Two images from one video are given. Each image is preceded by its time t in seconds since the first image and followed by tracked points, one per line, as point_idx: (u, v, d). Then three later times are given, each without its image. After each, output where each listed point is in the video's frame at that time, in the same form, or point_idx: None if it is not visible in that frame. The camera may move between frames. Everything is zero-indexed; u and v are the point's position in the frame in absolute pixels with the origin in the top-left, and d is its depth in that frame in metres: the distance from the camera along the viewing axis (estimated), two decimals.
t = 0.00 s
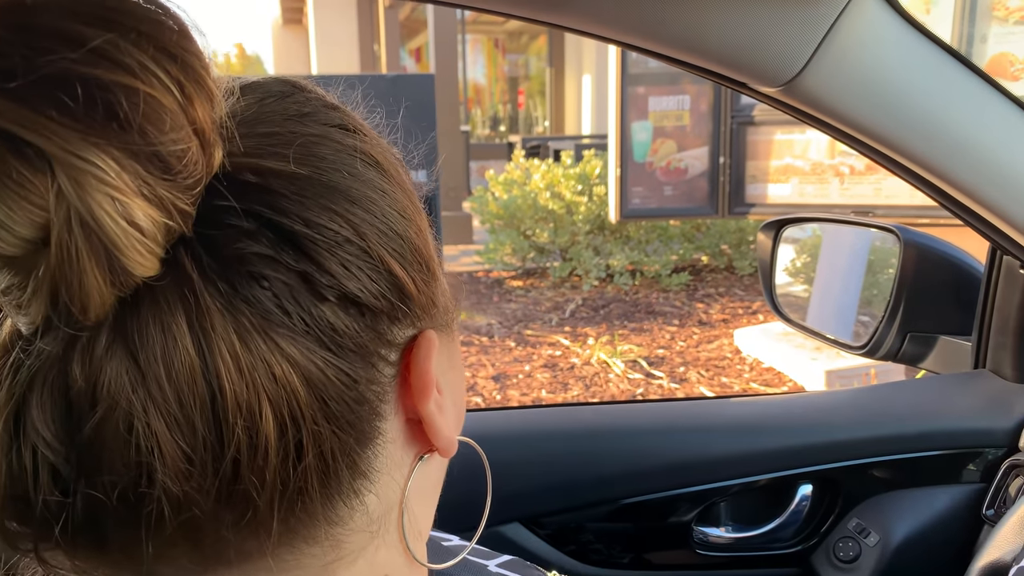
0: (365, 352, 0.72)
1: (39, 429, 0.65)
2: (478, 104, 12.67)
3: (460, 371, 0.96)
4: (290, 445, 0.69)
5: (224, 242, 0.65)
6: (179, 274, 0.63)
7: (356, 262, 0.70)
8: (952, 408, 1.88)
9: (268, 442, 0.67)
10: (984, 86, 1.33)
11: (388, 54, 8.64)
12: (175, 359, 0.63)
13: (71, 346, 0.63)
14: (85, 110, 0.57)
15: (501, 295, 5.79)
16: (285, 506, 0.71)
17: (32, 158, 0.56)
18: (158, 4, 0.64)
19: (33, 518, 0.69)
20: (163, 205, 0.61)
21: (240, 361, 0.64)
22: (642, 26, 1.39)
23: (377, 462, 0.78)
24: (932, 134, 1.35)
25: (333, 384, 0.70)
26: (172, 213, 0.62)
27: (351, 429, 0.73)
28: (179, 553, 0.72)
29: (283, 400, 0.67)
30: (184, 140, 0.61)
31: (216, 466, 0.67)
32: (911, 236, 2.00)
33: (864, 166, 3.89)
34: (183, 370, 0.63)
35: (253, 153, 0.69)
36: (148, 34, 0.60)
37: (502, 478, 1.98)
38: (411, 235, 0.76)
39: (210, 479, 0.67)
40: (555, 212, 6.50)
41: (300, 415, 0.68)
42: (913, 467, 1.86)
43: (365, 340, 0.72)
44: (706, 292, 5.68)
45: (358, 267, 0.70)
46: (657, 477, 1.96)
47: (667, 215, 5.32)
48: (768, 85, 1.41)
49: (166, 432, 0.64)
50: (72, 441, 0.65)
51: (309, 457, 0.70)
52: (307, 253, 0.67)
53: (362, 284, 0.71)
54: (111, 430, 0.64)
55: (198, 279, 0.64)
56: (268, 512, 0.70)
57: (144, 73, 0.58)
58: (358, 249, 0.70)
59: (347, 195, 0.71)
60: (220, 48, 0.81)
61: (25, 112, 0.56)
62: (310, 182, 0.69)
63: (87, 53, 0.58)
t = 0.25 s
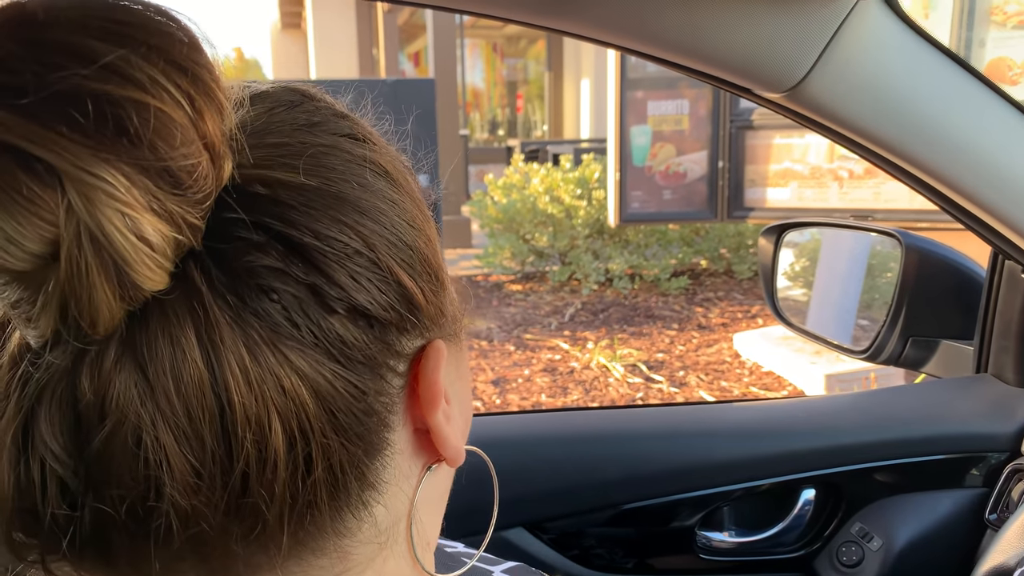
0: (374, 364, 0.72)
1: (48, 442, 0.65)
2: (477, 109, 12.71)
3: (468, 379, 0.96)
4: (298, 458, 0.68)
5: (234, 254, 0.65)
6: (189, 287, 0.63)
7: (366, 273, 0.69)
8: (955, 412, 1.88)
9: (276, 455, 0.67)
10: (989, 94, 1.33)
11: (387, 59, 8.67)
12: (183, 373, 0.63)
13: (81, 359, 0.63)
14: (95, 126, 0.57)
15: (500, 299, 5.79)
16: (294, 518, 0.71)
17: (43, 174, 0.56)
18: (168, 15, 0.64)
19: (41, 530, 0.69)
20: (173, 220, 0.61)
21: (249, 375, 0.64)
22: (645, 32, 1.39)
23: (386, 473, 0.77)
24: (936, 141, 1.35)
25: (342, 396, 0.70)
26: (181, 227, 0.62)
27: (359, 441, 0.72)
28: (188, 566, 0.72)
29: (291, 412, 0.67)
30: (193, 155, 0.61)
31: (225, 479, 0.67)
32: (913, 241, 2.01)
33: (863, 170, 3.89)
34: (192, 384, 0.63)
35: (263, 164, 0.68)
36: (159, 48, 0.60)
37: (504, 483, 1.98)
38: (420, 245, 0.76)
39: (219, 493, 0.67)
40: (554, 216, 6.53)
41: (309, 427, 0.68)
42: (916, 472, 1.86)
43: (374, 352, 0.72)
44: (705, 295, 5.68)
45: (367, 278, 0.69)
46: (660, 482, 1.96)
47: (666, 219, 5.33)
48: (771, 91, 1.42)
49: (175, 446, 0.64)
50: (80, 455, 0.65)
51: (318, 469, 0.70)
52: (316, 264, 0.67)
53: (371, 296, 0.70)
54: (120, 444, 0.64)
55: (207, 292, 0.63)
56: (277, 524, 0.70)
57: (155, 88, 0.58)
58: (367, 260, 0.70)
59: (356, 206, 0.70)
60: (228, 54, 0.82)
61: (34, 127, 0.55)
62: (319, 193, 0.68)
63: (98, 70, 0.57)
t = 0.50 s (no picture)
0: (375, 371, 0.72)
1: (48, 455, 0.65)
2: (475, 112, 12.75)
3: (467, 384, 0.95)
4: (301, 468, 0.68)
5: (234, 264, 0.65)
6: (190, 298, 0.63)
7: (366, 280, 0.69)
8: (954, 415, 1.89)
9: (278, 465, 0.67)
10: (987, 99, 1.34)
11: (385, 63, 8.67)
12: (185, 383, 0.62)
13: (81, 371, 0.63)
14: (96, 139, 0.56)
15: (498, 303, 5.79)
16: (296, 529, 0.70)
17: (42, 189, 0.55)
18: (166, 24, 0.63)
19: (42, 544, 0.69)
20: (173, 232, 0.61)
21: (250, 384, 0.64)
22: (642, 39, 1.37)
23: (388, 481, 0.77)
24: (935, 146, 1.35)
25: (343, 404, 0.69)
26: (181, 238, 0.62)
27: (361, 449, 0.72)
28: None
29: (293, 422, 0.66)
30: (193, 166, 0.60)
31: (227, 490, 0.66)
32: (911, 245, 2.01)
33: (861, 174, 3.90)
34: (193, 395, 0.63)
35: (262, 172, 0.68)
36: (157, 58, 0.59)
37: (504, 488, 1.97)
38: (419, 250, 0.75)
39: (221, 505, 0.66)
40: (552, 219, 6.50)
41: (311, 436, 0.67)
42: (915, 476, 1.86)
43: (375, 360, 0.71)
44: (703, 299, 5.67)
45: (367, 285, 0.69)
46: (659, 486, 1.96)
47: (663, 223, 5.33)
48: (771, 96, 1.41)
49: (176, 458, 0.64)
50: (80, 468, 0.65)
51: (320, 478, 0.69)
52: (317, 272, 0.66)
53: (372, 303, 0.70)
54: (121, 456, 0.64)
55: (208, 302, 0.63)
56: (280, 535, 0.69)
57: (155, 101, 0.58)
58: (367, 266, 0.69)
59: (355, 212, 0.70)
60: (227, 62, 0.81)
61: (35, 142, 0.55)
62: (319, 200, 0.68)
63: (100, 83, 0.57)
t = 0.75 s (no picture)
0: (381, 367, 0.72)
1: (55, 447, 0.65)
2: (472, 115, 12.68)
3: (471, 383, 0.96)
4: (307, 462, 0.68)
5: (242, 258, 0.65)
6: (198, 292, 0.63)
7: (372, 277, 0.70)
8: (952, 416, 1.89)
9: (285, 458, 0.67)
10: (987, 101, 1.35)
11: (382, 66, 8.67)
12: (193, 376, 0.63)
13: (89, 363, 0.63)
14: (109, 130, 0.57)
15: (496, 306, 5.79)
16: (302, 523, 0.70)
17: (57, 179, 0.56)
18: (177, 19, 0.63)
19: (49, 537, 0.69)
20: (184, 224, 0.61)
21: (258, 378, 0.64)
22: (644, 40, 1.37)
23: (393, 477, 0.77)
24: (935, 147, 1.36)
25: (349, 399, 0.69)
26: (192, 230, 0.62)
27: (366, 445, 0.72)
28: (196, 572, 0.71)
29: (299, 416, 0.67)
30: (205, 159, 0.61)
31: (234, 483, 0.67)
32: (909, 247, 2.02)
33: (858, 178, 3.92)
34: (201, 388, 0.63)
35: (270, 169, 0.69)
36: (169, 53, 0.60)
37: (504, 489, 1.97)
38: (425, 248, 0.76)
39: (228, 497, 0.67)
40: (550, 222, 6.50)
41: (317, 431, 0.68)
42: (914, 478, 1.86)
43: (381, 356, 0.72)
44: (701, 302, 5.68)
45: (374, 282, 0.70)
46: (658, 488, 1.96)
47: (661, 226, 5.33)
48: (771, 96, 1.42)
49: (184, 450, 0.64)
50: (88, 460, 0.65)
51: (325, 473, 0.70)
52: (323, 268, 0.67)
53: (378, 300, 0.70)
54: (130, 448, 0.64)
55: (216, 296, 0.63)
56: (285, 529, 0.70)
57: (168, 94, 0.58)
58: (374, 263, 0.70)
59: (362, 210, 0.70)
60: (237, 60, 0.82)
61: (50, 133, 0.55)
62: (326, 197, 0.69)
63: (114, 75, 0.57)
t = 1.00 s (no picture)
0: (383, 359, 0.72)
1: (58, 437, 0.65)
2: (469, 119, 12.35)
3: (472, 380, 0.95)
4: (309, 453, 0.68)
5: (245, 249, 0.65)
6: (202, 281, 0.63)
7: (375, 268, 0.70)
8: (951, 418, 1.89)
9: (287, 449, 0.67)
10: (985, 101, 1.35)
11: (379, 69, 8.67)
12: (196, 366, 0.63)
13: (92, 352, 0.63)
14: (114, 116, 0.57)
15: (493, 309, 5.79)
16: (304, 515, 0.70)
17: (62, 165, 0.56)
18: (180, 9, 0.64)
19: (51, 528, 0.69)
20: (188, 212, 0.61)
21: (260, 368, 0.64)
22: (645, 40, 1.37)
23: (394, 470, 0.77)
24: (934, 146, 1.36)
25: (351, 390, 0.69)
26: (195, 218, 0.62)
27: (368, 436, 0.72)
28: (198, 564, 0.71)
29: (302, 406, 0.67)
30: (209, 146, 0.61)
31: (236, 473, 0.67)
32: (907, 248, 2.02)
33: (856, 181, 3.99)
34: (204, 378, 0.63)
35: (273, 161, 0.69)
36: (174, 41, 0.60)
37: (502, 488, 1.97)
38: (426, 240, 0.76)
39: (230, 486, 0.67)
40: (547, 225, 6.56)
41: (319, 422, 0.68)
42: (912, 478, 1.86)
43: (383, 348, 0.72)
44: (698, 305, 5.68)
45: (376, 274, 0.70)
46: (659, 487, 1.96)
47: (658, 229, 5.33)
48: (771, 96, 1.42)
49: (187, 440, 0.64)
50: (90, 450, 0.65)
51: (327, 465, 0.69)
52: (326, 259, 0.67)
53: (381, 291, 0.70)
54: (133, 437, 0.64)
55: (219, 286, 0.63)
56: (287, 520, 0.70)
57: (173, 81, 0.58)
58: (376, 255, 0.70)
59: (364, 201, 0.70)
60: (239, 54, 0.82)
61: (55, 119, 0.55)
62: (329, 189, 0.69)
63: (118, 60, 0.57)
